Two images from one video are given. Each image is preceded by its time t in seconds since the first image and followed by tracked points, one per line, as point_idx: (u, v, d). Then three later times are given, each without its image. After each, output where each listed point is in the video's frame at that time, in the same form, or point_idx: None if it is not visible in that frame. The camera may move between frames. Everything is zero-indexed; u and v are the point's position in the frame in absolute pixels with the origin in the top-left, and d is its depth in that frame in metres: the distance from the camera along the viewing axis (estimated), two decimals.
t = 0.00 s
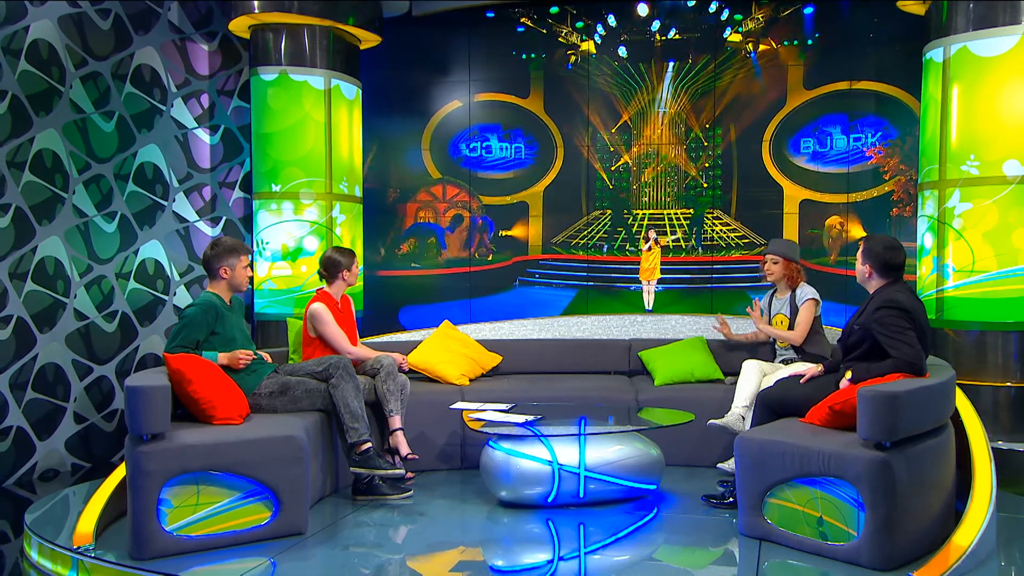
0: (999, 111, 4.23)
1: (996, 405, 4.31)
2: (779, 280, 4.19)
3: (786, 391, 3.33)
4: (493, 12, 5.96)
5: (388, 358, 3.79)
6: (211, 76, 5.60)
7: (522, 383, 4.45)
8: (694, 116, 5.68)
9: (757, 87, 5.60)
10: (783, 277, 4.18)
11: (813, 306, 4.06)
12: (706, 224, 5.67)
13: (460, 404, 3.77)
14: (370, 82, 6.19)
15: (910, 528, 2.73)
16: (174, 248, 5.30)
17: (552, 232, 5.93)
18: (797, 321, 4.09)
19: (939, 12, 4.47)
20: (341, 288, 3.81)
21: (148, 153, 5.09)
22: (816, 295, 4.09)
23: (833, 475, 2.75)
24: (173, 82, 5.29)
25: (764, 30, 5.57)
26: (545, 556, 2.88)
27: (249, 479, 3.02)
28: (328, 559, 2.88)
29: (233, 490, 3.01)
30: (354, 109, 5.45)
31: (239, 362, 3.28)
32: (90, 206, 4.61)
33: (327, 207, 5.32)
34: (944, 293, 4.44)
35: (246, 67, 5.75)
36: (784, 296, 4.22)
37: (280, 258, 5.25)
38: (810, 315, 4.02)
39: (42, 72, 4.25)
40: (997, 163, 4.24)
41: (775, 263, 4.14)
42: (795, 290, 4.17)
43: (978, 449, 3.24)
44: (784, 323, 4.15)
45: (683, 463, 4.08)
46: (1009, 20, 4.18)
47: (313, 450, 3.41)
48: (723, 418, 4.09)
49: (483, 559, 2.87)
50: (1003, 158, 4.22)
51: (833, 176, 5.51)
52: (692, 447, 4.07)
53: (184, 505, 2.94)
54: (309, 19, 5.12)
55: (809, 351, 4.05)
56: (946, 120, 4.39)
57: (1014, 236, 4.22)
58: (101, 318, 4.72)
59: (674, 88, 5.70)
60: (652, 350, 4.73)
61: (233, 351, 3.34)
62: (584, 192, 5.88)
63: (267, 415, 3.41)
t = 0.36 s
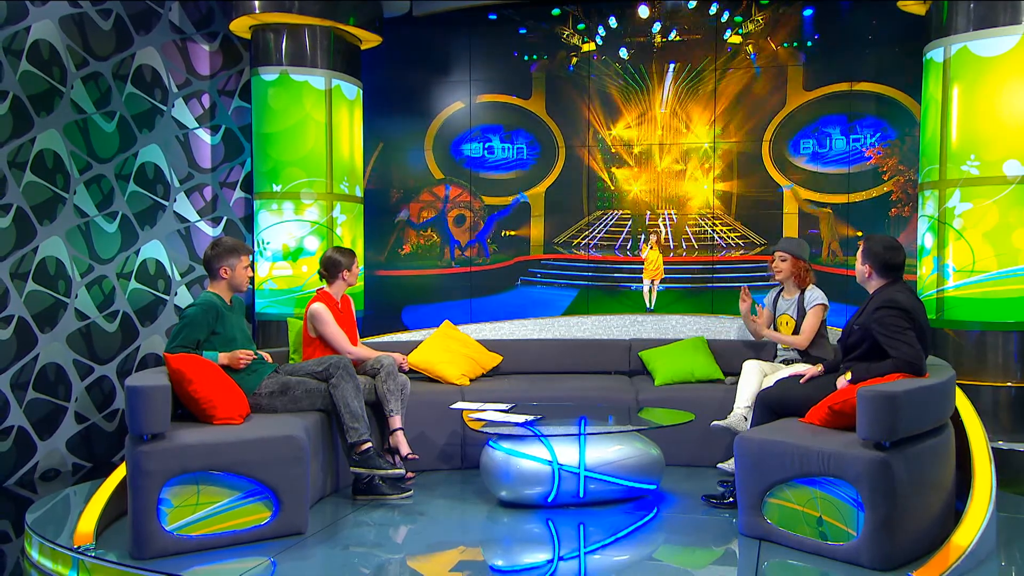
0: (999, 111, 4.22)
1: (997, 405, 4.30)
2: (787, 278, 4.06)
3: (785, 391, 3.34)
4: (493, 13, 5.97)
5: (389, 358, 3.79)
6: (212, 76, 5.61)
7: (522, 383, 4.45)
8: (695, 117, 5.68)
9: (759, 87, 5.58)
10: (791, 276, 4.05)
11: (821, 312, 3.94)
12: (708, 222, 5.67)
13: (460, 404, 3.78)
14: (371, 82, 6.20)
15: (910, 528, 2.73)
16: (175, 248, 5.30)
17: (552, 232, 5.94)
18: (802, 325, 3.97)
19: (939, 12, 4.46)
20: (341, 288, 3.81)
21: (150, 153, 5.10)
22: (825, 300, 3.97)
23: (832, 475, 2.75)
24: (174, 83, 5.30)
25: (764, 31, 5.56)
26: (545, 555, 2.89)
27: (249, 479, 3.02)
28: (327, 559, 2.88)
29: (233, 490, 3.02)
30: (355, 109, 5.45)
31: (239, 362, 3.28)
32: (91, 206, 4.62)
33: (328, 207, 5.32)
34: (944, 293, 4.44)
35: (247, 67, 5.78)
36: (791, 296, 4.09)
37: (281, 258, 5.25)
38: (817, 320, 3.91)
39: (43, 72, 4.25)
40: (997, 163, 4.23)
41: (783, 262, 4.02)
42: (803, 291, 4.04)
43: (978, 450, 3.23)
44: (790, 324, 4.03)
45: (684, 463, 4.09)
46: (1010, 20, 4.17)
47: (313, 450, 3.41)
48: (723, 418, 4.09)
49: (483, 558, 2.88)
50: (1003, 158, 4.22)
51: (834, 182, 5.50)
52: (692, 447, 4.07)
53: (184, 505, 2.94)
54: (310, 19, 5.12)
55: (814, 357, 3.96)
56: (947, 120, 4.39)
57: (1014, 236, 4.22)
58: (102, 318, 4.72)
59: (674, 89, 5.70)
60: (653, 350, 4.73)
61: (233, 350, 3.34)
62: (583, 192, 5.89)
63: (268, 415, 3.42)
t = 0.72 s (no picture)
0: (999, 111, 4.22)
1: (997, 405, 4.30)
2: (792, 279, 3.99)
3: (785, 391, 3.34)
4: (493, 13, 5.97)
5: (389, 358, 3.80)
6: (213, 77, 5.62)
7: (522, 383, 4.45)
8: (696, 119, 5.68)
9: (760, 90, 5.59)
10: (797, 277, 3.98)
11: (825, 317, 3.88)
12: (708, 223, 5.67)
13: (460, 404, 3.79)
14: (371, 82, 6.20)
15: (909, 528, 2.73)
16: (176, 248, 5.31)
17: (552, 231, 5.94)
18: (805, 329, 3.91)
19: (940, 12, 4.46)
20: (341, 288, 3.81)
21: (150, 153, 5.11)
22: (829, 304, 3.90)
23: (832, 475, 2.76)
24: (175, 83, 5.30)
25: (765, 34, 5.57)
26: (545, 555, 2.89)
27: (249, 478, 3.03)
28: (327, 558, 2.89)
29: (233, 490, 3.02)
30: (356, 109, 5.45)
31: (239, 362, 3.29)
32: (92, 206, 4.62)
33: (328, 207, 5.33)
34: (945, 293, 4.44)
35: (247, 67, 5.79)
36: (795, 299, 4.03)
37: (282, 258, 5.26)
38: (821, 325, 3.84)
39: (44, 73, 4.26)
40: (997, 163, 4.23)
41: (790, 261, 3.95)
42: (808, 293, 3.97)
43: (978, 450, 3.23)
44: (793, 327, 3.98)
45: (684, 463, 4.09)
46: (1010, 20, 4.17)
47: (313, 450, 3.42)
48: (723, 418, 4.09)
49: (483, 558, 2.88)
50: (1003, 158, 4.22)
51: (833, 184, 5.51)
52: (692, 447, 4.07)
53: (183, 505, 2.95)
54: (310, 19, 5.12)
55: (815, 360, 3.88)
56: (947, 120, 4.39)
57: (1014, 236, 4.22)
58: (103, 318, 4.73)
59: (676, 91, 5.70)
60: (653, 350, 4.74)
61: (233, 350, 3.35)
62: (581, 192, 5.90)
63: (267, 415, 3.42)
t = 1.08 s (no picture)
0: (1000, 111, 4.22)
1: (997, 404, 4.30)
2: (795, 280, 4.00)
3: (786, 392, 3.34)
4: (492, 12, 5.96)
5: (389, 358, 3.80)
6: (213, 77, 5.61)
7: (523, 383, 4.46)
8: (655, 118, 5.71)
9: (717, 91, 5.59)
10: (800, 278, 3.99)
11: (827, 318, 3.86)
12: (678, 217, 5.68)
13: (460, 404, 3.79)
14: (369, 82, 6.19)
15: (909, 528, 2.73)
16: (176, 248, 5.31)
17: (523, 224, 5.97)
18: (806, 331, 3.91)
19: (940, 13, 4.46)
20: (341, 288, 3.82)
21: (151, 153, 5.11)
22: (830, 306, 3.89)
23: (832, 475, 2.76)
24: (175, 83, 5.30)
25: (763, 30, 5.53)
26: (545, 555, 2.89)
27: (249, 478, 3.03)
28: (327, 559, 2.89)
29: (233, 490, 3.02)
30: (356, 109, 5.45)
31: (240, 362, 3.29)
32: (93, 206, 4.63)
33: (329, 207, 5.33)
34: (945, 293, 4.44)
35: (248, 67, 5.78)
36: (797, 300, 4.04)
37: (282, 258, 5.26)
38: (822, 327, 3.83)
39: (44, 73, 4.26)
40: (998, 163, 4.23)
41: (793, 263, 3.96)
42: (810, 295, 3.97)
43: (978, 450, 3.23)
44: (794, 328, 3.98)
45: (685, 463, 4.09)
46: (1010, 21, 4.17)
47: (313, 450, 3.42)
48: (723, 418, 4.09)
49: (484, 558, 2.88)
50: (1003, 158, 4.21)
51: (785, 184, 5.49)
52: (693, 447, 4.07)
53: (184, 504, 2.95)
54: (311, 20, 5.12)
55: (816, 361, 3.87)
56: (947, 120, 4.39)
57: (1015, 236, 4.22)
58: (103, 318, 4.72)
59: (638, 90, 5.74)
60: (653, 350, 4.74)
61: (234, 350, 3.35)
62: (553, 184, 5.90)
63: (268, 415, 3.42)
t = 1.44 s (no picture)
0: (1000, 111, 4.22)
1: (998, 405, 4.30)
2: (796, 279, 4.00)
3: (786, 392, 3.34)
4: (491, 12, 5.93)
5: (389, 358, 3.79)
6: (214, 77, 5.61)
7: (524, 383, 4.46)
8: (620, 118, 5.56)
9: (682, 89, 5.45)
10: (801, 278, 3.99)
11: (828, 317, 3.86)
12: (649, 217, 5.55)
13: (461, 404, 3.80)
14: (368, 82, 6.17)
15: (909, 527, 2.74)
16: (177, 249, 5.31)
17: (492, 226, 5.80)
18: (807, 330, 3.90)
19: (941, 13, 4.46)
20: (342, 288, 3.82)
21: (152, 153, 5.11)
22: (832, 306, 3.89)
23: (832, 475, 2.76)
24: (175, 83, 5.30)
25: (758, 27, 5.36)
26: (546, 555, 2.90)
27: (250, 478, 3.03)
28: (327, 559, 2.89)
29: (233, 489, 3.03)
30: (357, 109, 5.45)
31: (240, 361, 3.29)
32: (94, 207, 4.63)
33: (330, 207, 5.33)
34: (945, 293, 4.43)
35: (249, 67, 5.76)
36: (798, 299, 4.04)
37: (283, 258, 5.26)
38: (824, 326, 3.83)
39: (44, 73, 4.26)
40: (999, 163, 4.23)
41: (794, 262, 3.96)
42: (811, 295, 3.97)
43: (978, 449, 3.23)
44: (795, 327, 3.97)
45: (686, 463, 4.09)
46: (1011, 21, 4.17)
47: (314, 449, 3.42)
48: (724, 418, 4.09)
49: (484, 558, 2.89)
50: (1004, 158, 4.21)
51: (751, 184, 5.39)
52: (694, 447, 4.08)
53: (184, 504, 2.95)
54: (311, 20, 5.12)
55: (816, 360, 3.88)
56: (948, 120, 4.39)
57: (1015, 236, 4.22)
58: (104, 318, 4.72)
59: (604, 89, 5.58)
60: (654, 350, 4.73)
61: (234, 350, 3.35)
62: (521, 185, 5.74)
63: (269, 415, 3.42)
